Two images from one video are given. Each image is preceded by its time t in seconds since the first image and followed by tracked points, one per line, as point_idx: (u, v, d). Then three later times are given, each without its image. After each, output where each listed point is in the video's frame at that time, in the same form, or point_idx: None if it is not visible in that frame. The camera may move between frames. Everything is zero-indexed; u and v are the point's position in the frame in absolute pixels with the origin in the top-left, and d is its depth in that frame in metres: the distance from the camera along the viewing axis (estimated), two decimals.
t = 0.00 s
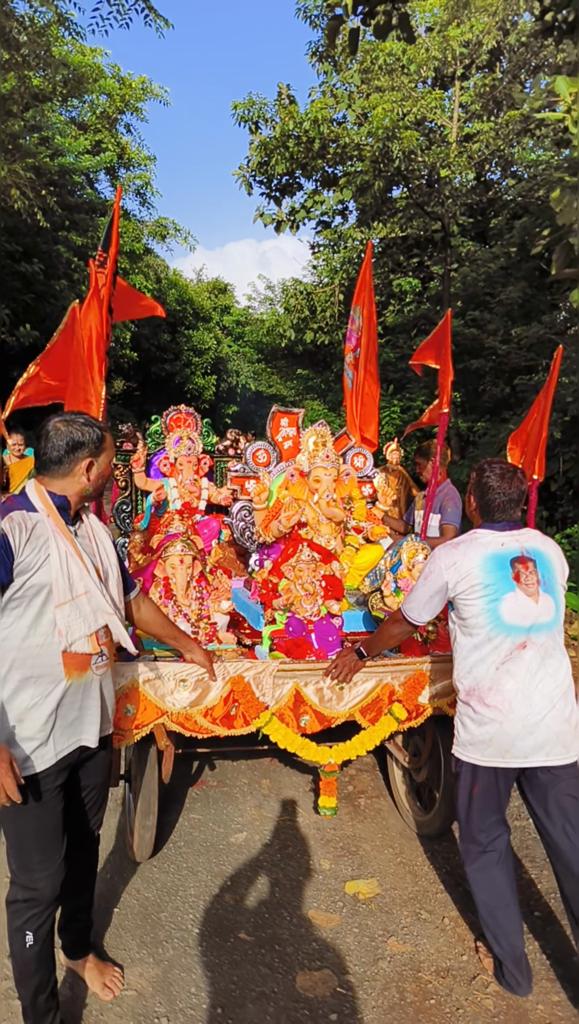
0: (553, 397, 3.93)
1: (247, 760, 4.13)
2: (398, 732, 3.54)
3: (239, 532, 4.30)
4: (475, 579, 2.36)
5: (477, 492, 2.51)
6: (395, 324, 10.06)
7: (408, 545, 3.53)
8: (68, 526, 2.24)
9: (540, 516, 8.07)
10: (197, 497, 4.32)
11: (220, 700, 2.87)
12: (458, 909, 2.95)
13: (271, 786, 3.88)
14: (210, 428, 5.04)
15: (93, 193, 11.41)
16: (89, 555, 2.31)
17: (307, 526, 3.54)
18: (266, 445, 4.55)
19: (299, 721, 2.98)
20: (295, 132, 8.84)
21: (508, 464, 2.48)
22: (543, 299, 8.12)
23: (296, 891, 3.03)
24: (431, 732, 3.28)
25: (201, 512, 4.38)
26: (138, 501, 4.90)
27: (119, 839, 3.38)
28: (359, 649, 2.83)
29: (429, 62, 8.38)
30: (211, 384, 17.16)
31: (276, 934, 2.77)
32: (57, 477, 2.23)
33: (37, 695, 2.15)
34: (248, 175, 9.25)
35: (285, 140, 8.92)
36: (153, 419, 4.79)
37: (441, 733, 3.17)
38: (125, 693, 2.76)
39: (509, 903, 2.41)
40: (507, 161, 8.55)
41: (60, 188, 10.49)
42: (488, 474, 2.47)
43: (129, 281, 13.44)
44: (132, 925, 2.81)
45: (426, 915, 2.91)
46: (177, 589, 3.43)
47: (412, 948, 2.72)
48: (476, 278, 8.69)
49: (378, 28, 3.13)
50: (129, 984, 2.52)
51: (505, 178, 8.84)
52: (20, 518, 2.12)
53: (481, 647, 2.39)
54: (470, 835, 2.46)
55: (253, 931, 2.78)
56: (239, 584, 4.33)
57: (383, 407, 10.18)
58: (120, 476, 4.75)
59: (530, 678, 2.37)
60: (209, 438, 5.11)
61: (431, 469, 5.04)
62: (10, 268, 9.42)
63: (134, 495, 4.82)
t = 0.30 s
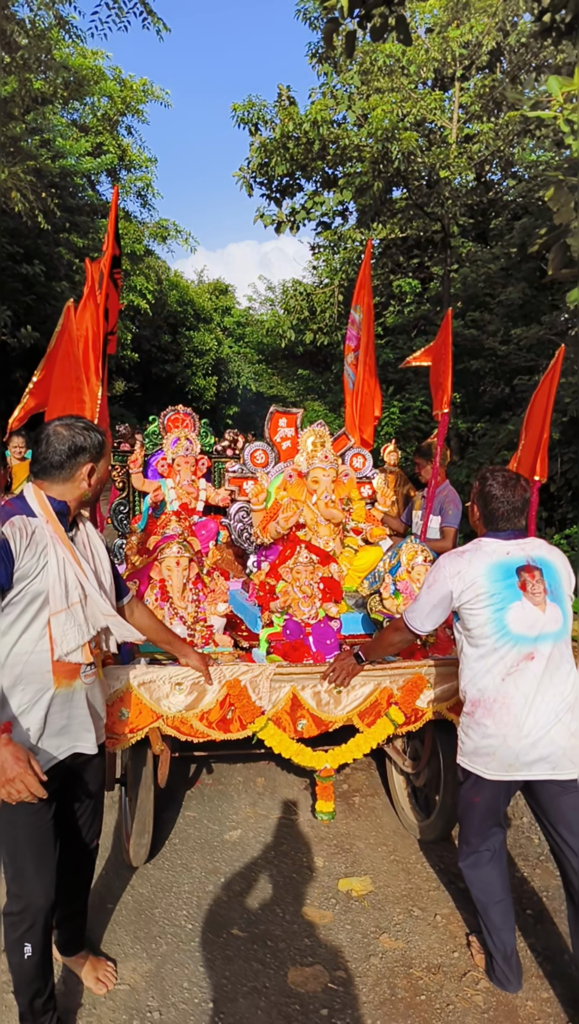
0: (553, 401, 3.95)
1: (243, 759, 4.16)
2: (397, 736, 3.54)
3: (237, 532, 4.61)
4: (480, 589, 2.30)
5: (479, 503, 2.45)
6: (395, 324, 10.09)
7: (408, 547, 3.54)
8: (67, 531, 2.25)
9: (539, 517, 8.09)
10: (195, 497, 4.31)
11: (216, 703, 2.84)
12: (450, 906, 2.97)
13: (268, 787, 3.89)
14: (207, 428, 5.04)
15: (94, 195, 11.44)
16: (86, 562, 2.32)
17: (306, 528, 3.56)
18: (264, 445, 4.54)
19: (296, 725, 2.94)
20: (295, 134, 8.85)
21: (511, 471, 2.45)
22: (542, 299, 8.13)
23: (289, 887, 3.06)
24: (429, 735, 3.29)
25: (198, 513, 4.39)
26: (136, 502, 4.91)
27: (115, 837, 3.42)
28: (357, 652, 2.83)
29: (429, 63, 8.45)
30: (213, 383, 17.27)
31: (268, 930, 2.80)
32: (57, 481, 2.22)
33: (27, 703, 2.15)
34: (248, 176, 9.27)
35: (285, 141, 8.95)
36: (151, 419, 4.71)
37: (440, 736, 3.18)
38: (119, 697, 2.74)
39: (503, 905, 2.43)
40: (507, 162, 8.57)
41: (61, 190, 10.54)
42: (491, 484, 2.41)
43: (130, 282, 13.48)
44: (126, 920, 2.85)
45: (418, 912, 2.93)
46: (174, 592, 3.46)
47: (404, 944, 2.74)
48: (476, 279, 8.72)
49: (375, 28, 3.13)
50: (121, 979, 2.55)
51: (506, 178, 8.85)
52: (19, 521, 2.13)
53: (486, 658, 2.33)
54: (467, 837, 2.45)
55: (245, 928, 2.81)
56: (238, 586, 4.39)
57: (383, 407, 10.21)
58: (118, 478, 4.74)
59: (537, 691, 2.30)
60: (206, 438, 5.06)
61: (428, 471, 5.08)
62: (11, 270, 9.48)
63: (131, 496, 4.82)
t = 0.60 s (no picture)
0: (557, 404, 3.95)
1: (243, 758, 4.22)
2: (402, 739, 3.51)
3: (239, 534, 4.49)
4: (486, 595, 2.29)
5: (486, 510, 2.42)
6: (400, 325, 10.11)
7: (410, 551, 3.52)
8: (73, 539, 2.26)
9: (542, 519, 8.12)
10: (197, 498, 4.37)
11: (216, 707, 2.84)
12: (443, 904, 3.05)
13: (266, 786, 3.94)
14: (210, 428, 5.04)
15: (101, 196, 11.49)
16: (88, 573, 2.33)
17: (309, 530, 3.57)
18: (267, 445, 4.67)
19: (296, 729, 2.94)
20: (301, 136, 8.88)
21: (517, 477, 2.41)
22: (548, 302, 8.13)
23: (285, 885, 3.13)
24: (432, 740, 3.27)
25: (200, 514, 4.43)
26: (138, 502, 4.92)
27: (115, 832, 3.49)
28: (358, 656, 2.84)
29: (434, 65, 8.34)
30: (219, 384, 17.30)
31: (263, 925, 2.87)
32: (69, 488, 2.24)
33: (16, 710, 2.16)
34: (255, 178, 9.29)
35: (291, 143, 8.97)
36: (153, 419, 4.72)
37: (442, 740, 3.17)
38: (117, 699, 2.76)
39: (497, 903, 2.46)
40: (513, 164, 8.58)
41: (68, 192, 10.62)
42: (498, 491, 2.38)
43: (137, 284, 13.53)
44: (123, 914, 2.91)
45: (412, 909, 3.01)
46: (173, 593, 3.47)
47: (397, 942, 2.81)
48: (481, 282, 8.72)
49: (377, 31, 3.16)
50: (116, 971, 2.60)
51: (512, 180, 8.84)
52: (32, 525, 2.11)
53: (494, 667, 2.31)
54: (467, 839, 2.46)
55: (240, 923, 2.88)
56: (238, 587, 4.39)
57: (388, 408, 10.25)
58: (121, 479, 4.72)
59: (546, 700, 2.28)
60: (208, 438, 5.05)
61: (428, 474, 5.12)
62: (18, 271, 9.57)
63: (134, 496, 4.85)
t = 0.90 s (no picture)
0: (561, 405, 3.94)
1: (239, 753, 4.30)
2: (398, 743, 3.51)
3: (238, 533, 4.65)
4: (482, 593, 2.28)
5: (486, 507, 2.41)
6: (405, 326, 10.10)
7: (410, 552, 3.52)
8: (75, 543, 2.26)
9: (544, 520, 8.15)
10: (197, 497, 4.41)
11: (211, 708, 2.82)
12: (430, 898, 3.13)
13: (260, 780, 4.01)
14: (211, 426, 5.02)
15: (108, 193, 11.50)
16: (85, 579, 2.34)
17: (308, 530, 3.57)
18: (267, 445, 4.74)
19: (292, 731, 2.93)
20: (308, 135, 8.85)
21: (519, 477, 2.40)
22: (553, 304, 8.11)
23: (274, 878, 3.23)
24: (430, 743, 3.24)
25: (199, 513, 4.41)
26: (136, 499, 4.86)
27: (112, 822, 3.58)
28: (356, 658, 2.83)
29: (443, 65, 8.35)
30: (225, 384, 17.33)
31: (252, 916, 2.97)
32: (77, 494, 2.23)
33: None
34: (262, 176, 9.27)
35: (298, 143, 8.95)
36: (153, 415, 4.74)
37: (440, 743, 3.13)
38: (111, 700, 2.74)
39: (490, 905, 2.48)
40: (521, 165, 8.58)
41: (75, 188, 10.65)
42: (499, 490, 2.36)
43: (143, 281, 13.53)
44: (116, 902, 2.99)
45: (399, 903, 3.08)
46: (170, 593, 3.50)
47: (384, 935, 2.88)
48: (487, 282, 8.68)
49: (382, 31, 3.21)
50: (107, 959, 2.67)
51: (520, 181, 8.81)
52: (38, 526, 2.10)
53: (491, 667, 2.29)
54: (456, 841, 2.48)
55: (229, 914, 2.97)
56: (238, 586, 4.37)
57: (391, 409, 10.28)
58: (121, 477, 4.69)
59: (545, 702, 2.25)
60: (209, 436, 5.02)
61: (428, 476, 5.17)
62: (24, 267, 9.62)
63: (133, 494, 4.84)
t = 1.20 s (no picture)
0: (562, 398, 3.94)
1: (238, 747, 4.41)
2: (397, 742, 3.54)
3: (237, 529, 4.85)
4: (480, 588, 2.28)
5: (482, 497, 2.41)
6: (409, 321, 10.12)
7: (410, 549, 3.52)
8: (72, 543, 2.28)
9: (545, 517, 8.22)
10: (195, 493, 4.44)
11: (207, 707, 2.83)
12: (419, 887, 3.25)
13: (257, 774, 4.13)
14: (208, 421, 4.97)
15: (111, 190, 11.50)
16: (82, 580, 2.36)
17: (308, 526, 3.58)
18: (264, 440, 4.82)
19: (290, 730, 2.93)
20: (311, 132, 8.83)
21: (516, 469, 2.41)
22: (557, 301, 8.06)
23: (268, 870, 3.35)
24: (429, 741, 3.27)
25: (198, 512, 4.47)
26: (135, 496, 4.93)
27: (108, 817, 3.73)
28: (354, 657, 2.82)
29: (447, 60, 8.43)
30: (229, 379, 17.36)
31: (247, 907, 3.12)
32: (78, 494, 2.25)
33: None
34: (266, 172, 9.25)
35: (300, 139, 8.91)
36: (151, 413, 4.77)
37: (440, 741, 3.15)
38: (106, 699, 2.76)
39: (497, 907, 2.43)
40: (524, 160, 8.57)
41: (79, 186, 10.67)
42: (495, 482, 2.38)
43: (147, 278, 13.53)
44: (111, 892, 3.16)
45: (393, 894, 3.19)
46: (167, 590, 3.50)
47: (376, 925, 2.99)
48: (490, 278, 8.67)
49: (380, 28, 3.24)
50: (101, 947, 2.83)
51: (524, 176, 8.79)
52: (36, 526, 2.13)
53: (490, 663, 2.29)
54: (454, 838, 2.47)
55: (224, 904, 3.11)
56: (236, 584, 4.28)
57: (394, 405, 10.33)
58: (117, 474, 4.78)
59: (545, 697, 2.26)
60: (207, 432, 4.98)
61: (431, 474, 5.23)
62: (27, 264, 9.67)
63: (131, 493, 4.89)
